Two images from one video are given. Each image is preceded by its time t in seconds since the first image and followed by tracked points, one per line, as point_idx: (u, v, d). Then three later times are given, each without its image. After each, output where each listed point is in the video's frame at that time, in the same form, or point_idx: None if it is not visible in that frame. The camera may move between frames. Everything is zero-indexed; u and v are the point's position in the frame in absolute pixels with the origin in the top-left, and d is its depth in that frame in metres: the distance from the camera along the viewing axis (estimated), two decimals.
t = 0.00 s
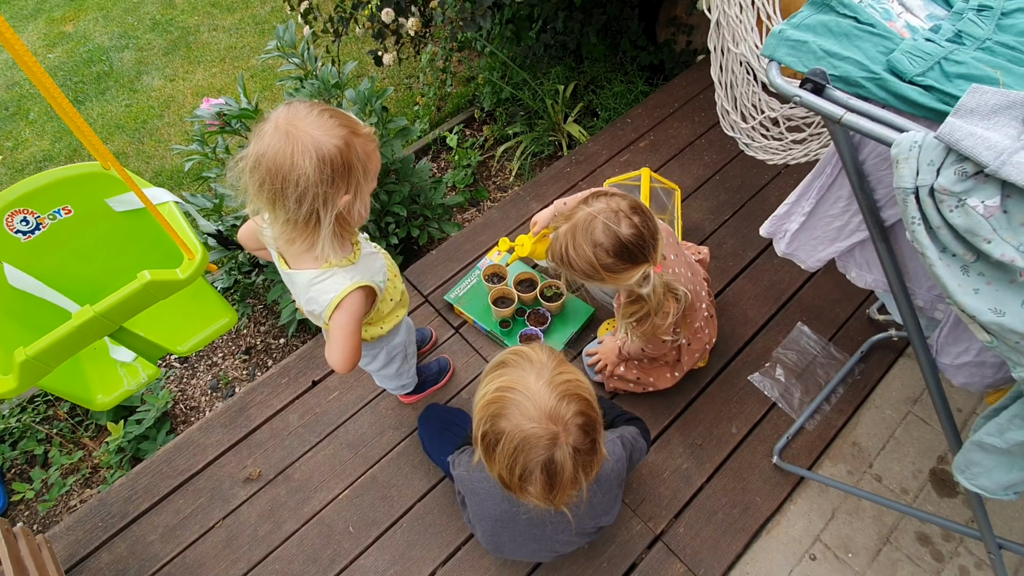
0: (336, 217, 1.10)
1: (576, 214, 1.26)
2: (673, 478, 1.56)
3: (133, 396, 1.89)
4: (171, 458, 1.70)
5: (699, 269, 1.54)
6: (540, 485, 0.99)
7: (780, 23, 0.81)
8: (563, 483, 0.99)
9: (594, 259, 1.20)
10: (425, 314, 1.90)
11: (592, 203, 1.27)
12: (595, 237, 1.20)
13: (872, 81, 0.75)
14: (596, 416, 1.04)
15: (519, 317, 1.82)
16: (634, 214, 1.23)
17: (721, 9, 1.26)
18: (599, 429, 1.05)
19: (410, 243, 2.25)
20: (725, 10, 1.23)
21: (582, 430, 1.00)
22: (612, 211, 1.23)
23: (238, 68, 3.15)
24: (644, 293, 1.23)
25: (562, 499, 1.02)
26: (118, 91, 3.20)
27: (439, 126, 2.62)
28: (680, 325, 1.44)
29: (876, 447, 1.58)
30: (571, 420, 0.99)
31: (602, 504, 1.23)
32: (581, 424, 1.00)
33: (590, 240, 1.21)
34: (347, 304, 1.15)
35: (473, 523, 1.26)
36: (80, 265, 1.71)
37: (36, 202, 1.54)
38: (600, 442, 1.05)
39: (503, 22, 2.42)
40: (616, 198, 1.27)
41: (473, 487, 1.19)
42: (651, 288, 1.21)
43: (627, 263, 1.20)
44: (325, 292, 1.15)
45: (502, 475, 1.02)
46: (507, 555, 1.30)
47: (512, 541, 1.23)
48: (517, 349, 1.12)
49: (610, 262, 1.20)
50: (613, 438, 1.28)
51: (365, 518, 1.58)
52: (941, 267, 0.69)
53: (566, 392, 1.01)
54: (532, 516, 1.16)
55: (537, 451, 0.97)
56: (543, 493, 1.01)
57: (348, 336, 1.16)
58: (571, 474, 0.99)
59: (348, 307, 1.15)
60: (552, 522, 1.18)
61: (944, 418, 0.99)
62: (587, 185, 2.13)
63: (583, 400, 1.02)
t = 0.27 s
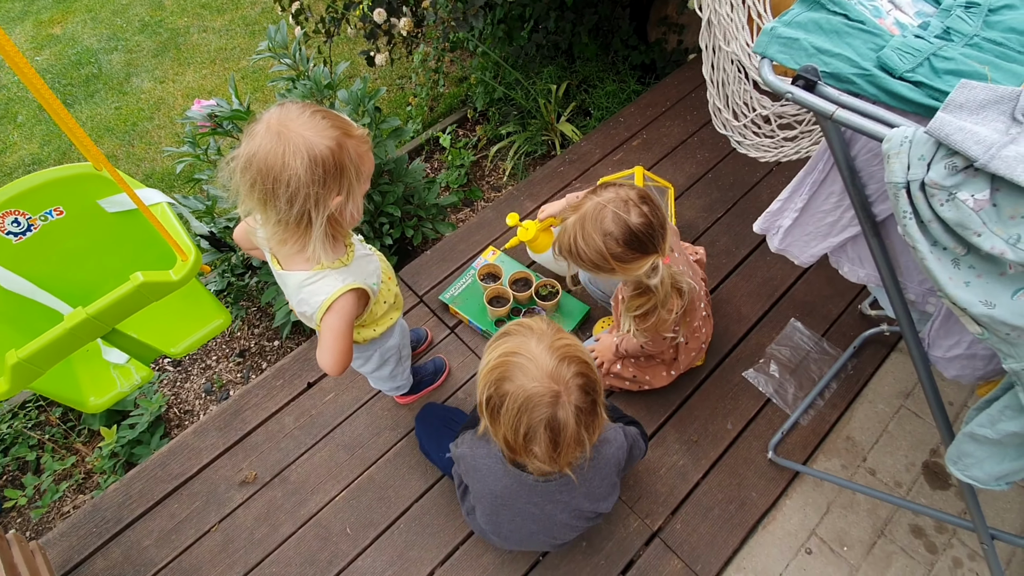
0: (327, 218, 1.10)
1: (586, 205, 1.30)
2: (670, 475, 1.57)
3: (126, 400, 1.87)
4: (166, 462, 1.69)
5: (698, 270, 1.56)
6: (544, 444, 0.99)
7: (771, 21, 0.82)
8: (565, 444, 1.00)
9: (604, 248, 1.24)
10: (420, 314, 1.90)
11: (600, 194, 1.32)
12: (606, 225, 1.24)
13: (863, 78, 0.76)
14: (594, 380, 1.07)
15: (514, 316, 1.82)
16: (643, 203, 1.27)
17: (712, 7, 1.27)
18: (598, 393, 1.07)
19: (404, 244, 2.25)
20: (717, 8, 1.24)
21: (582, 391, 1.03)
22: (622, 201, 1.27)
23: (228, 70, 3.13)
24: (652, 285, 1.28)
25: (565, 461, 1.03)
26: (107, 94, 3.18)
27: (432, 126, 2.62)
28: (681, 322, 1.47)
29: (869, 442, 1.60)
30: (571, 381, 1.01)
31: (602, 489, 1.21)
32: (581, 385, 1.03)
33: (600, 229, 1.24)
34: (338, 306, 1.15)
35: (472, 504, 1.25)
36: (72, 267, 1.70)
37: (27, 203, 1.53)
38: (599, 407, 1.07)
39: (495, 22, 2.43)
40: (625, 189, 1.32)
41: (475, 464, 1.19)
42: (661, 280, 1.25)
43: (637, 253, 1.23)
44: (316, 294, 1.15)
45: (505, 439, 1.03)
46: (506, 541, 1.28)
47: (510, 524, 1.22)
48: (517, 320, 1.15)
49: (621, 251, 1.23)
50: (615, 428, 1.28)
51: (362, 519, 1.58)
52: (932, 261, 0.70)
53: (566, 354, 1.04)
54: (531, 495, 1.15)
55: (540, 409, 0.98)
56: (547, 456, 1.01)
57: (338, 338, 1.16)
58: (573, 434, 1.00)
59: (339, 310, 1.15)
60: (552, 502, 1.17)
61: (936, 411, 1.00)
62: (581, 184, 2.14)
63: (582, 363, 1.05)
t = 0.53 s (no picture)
0: (316, 223, 1.09)
1: (604, 197, 1.31)
2: (664, 473, 1.58)
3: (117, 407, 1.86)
4: (157, 469, 1.68)
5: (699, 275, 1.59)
6: (511, 405, 1.03)
7: (757, 21, 0.82)
8: (533, 407, 1.03)
9: (623, 241, 1.26)
10: (412, 317, 1.90)
11: (619, 186, 1.33)
12: (626, 218, 1.26)
13: (848, 77, 0.77)
14: (569, 350, 1.08)
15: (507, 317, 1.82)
16: (661, 196, 1.29)
17: (699, 8, 1.28)
18: (573, 361, 1.09)
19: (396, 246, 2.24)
20: (704, 9, 1.25)
21: (553, 359, 1.04)
22: (641, 193, 1.29)
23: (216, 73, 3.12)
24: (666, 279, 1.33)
25: (533, 426, 1.06)
26: (93, 98, 3.15)
27: (422, 128, 2.62)
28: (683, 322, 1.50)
29: (860, 436, 1.61)
30: (542, 346, 1.03)
31: (590, 465, 1.17)
32: (553, 352, 1.04)
33: (620, 221, 1.26)
34: (329, 310, 1.14)
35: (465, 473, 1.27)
36: (61, 273, 1.69)
37: (14, 208, 1.51)
38: (574, 376, 1.08)
39: (484, 23, 2.43)
40: (642, 181, 1.33)
41: (464, 429, 1.21)
42: (677, 274, 1.31)
43: (655, 245, 1.26)
44: (307, 298, 1.14)
45: (477, 398, 1.08)
46: (501, 521, 1.27)
47: (500, 497, 1.21)
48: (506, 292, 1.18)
49: (639, 244, 1.26)
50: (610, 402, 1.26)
51: (356, 523, 1.57)
52: (918, 257, 0.71)
53: (540, 322, 1.06)
54: (515, 462, 1.16)
55: (508, 370, 1.02)
56: (515, 418, 1.04)
57: (329, 343, 1.16)
58: (540, 397, 1.02)
59: (330, 314, 1.15)
60: (536, 472, 1.16)
61: (925, 406, 1.01)
62: (571, 184, 2.14)
63: (556, 332, 1.06)
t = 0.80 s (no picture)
0: (309, 225, 1.09)
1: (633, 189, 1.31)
2: (659, 474, 1.58)
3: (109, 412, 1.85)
4: (150, 475, 1.67)
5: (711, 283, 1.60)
6: (457, 349, 1.09)
7: (746, 24, 0.83)
8: (475, 355, 1.08)
9: (649, 235, 1.26)
10: (406, 319, 1.90)
11: (646, 180, 1.33)
12: (654, 210, 1.26)
13: (837, 79, 0.78)
14: (519, 306, 1.10)
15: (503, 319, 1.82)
16: (687, 192, 1.30)
17: (690, 10, 1.29)
18: (529, 317, 1.13)
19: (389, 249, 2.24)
20: (694, 11, 1.26)
21: (499, 311, 1.07)
22: (670, 187, 1.29)
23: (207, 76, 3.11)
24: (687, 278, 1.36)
25: (479, 373, 1.10)
26: (82, 101, 3.13)
27: (415, 130, 2.62)
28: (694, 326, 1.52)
29: (852, 435, 1.62)
30: (491, 299, 1.08)
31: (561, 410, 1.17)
32: (499, 305, 1.08)
33: (649, 214, 1.26)
34: (322, 313, 1.14)
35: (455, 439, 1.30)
36: (52, 277, 1.68)
37: (5, 212, 1.51)
38: (527, 332, 1.11)
39: (476, 25, 2.43)
40: (668, 177, 1.34)
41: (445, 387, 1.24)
42: (699, 272, 1.34)
43: (681, 241, 1.27)
44: (301, 301, 1.14)
45: (436, 344, 1.15)
46: (494, 489, 1.28)
47: (484, 457, 1.23)
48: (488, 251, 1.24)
49: (666, 239, 1.26)
50: (574, 348, 1.27)
51: (351, 528, 1.57)
52: (906, 257, 0.71)
53: (492, 277, 1.10)
54: (488, 414, 1.18)
55: (455, 318, 1.08)
56: (461, 362, 1.11)
57: (323, 347, 1.16)
58: (482, 347, 1.06)
59: (323, 316, 1.15)
60: (510, 423, 1.18)
61: (915, 405, 1.02)
62: (564, 186, 2.15)
63: (507, 287, 1.10)
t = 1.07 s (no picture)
0: (305, 223, 1.09)
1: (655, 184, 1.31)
2: (653, 475, 1.59)
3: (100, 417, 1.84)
4: (142, 480, 1.67)
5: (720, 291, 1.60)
6: (420, 293, 1.15)
7: (737, 26, 0.83)
8: (434, 298, 1.13)
9: (671, 230, 1.25)
10: (400, 321, 1.90)
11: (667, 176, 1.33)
12: (677, 205, 1.26)
13: (827, 82, 0.78)
14: (479, 257, 1.13)
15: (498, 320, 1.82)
16: (707, 189, 1.30)
17: (682, 12, 1.29)
18: (495, 267, 1.15)
19: (384, 251, 2.24)
20: (687, 12, 1.26)
21: (458, 260, 1.11)
22: (692, 184, 1.29)
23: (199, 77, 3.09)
24: (699, 280, 1.37)
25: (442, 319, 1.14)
26: (73, 102, 3.12)
27: (409, 131, 2.62)
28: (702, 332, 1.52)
29: (845, 435, 1.63)
30: (451, 247, 1.12)
31: (538, 348, 1.18)
32: (459, 253, 1.11)
33: (672, 209, 1.26)
34: (317, 314, 1.14)
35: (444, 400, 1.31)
36: (43, 281, 1.66)
37: None
38: (490, 281, 1.13)
39: (470, 26, 2.43)
40: (688, 174, 1.33)
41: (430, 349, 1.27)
42: (712, 276, 1.36)
43: (700, 239, 1.27)
44: (295, 302, 1.14)
45: (409, 294, 1.21)
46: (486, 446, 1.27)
47: (472, 411, 1.23)
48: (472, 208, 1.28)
49: (687, 235, 1.26)
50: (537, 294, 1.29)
51: (345, 531, 1.57)
52: (897, 259, 0.72)
53: (455, 228, 1.14)
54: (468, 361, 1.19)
55: (420, 266, 1.13)
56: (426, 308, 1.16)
57: (316, 349, 1.16)
58: (440, 291, 1.11)
59: (318, 317, 1.14)
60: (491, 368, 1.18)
61: (907, 405, 1.03)
62: (558, 187, 2.15)
63: (468, 237, 1.13)
